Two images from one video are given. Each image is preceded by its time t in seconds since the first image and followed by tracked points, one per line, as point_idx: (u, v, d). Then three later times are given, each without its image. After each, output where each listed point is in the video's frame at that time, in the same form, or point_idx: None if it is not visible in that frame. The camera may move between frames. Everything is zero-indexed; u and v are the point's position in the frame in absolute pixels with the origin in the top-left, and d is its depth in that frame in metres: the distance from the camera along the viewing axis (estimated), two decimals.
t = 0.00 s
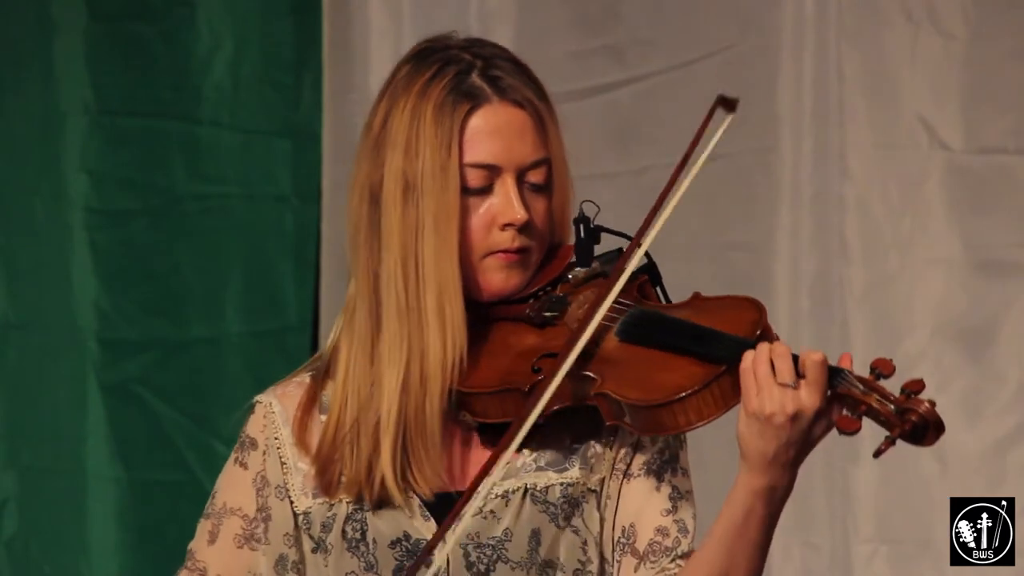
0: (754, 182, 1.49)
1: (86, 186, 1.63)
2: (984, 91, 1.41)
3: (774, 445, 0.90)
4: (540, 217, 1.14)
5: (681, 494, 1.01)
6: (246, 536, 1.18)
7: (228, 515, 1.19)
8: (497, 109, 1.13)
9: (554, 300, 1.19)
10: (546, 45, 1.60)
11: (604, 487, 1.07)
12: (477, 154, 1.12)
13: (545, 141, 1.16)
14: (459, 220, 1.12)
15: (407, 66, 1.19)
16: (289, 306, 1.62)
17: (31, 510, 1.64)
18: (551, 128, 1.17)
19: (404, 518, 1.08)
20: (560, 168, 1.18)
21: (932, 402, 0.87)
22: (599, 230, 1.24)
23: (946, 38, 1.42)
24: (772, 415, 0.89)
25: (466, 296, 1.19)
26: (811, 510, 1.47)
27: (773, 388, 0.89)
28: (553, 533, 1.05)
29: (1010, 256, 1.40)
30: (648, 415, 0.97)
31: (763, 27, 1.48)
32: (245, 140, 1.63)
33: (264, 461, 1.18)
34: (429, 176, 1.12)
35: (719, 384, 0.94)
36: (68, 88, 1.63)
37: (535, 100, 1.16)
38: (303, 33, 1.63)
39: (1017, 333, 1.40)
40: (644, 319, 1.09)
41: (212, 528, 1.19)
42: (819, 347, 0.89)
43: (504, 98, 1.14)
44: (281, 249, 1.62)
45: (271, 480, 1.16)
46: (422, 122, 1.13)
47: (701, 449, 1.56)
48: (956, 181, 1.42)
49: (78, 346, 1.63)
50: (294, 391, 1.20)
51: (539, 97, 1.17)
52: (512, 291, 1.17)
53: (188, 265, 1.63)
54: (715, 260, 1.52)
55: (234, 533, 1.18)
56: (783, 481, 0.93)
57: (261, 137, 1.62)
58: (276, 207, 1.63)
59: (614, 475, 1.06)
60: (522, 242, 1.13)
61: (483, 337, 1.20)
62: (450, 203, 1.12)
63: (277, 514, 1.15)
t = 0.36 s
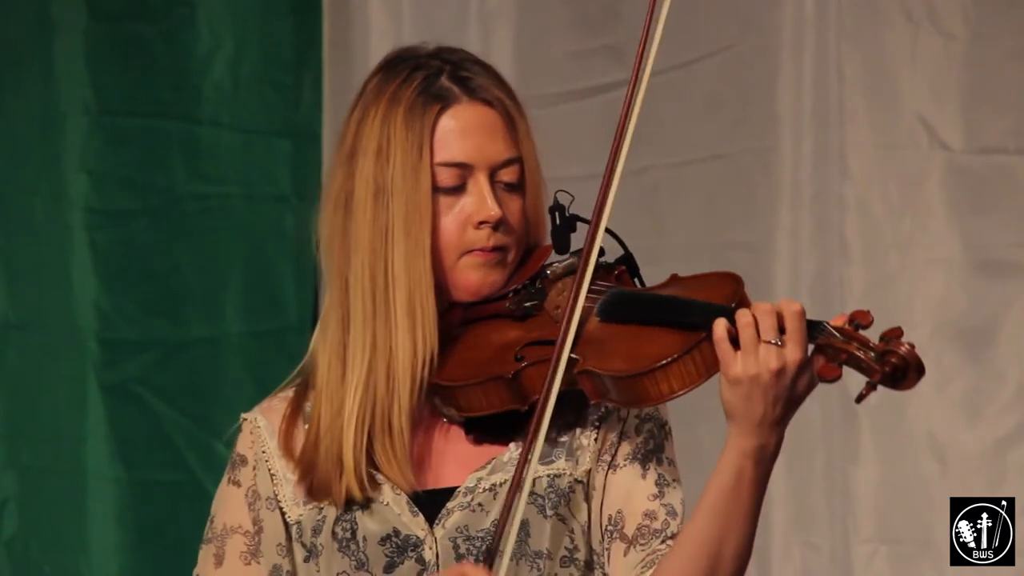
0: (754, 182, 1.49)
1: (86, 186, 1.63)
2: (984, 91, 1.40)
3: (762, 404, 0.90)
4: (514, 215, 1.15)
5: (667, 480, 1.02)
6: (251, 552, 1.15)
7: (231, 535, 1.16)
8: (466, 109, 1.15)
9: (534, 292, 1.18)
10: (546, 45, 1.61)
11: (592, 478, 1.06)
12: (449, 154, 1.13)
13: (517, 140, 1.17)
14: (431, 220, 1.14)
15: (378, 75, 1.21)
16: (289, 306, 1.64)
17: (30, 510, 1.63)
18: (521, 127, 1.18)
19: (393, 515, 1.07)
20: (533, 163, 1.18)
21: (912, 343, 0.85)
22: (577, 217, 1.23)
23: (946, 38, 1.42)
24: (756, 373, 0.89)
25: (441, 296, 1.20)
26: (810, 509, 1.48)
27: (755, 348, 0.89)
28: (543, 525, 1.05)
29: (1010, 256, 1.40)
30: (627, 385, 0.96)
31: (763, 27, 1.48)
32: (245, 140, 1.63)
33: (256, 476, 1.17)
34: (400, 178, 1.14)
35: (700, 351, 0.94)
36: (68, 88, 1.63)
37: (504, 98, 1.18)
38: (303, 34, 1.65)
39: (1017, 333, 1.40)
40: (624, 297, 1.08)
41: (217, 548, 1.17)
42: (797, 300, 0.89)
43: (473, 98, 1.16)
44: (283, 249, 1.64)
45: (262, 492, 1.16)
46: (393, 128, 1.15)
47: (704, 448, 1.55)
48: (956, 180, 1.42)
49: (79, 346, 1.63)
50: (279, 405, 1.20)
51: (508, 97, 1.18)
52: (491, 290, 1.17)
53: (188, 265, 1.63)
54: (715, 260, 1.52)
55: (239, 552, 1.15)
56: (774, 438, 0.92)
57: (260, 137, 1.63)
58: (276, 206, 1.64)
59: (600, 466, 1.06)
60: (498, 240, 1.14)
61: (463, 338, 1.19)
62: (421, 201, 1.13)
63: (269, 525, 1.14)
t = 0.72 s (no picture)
0: (754, 182, 1.49)
1: (86, 186, 1.62)
2: (984, 92, 1.40)
3: (771, 370, 0.90)
4: (516, 215, 1.14)
5: (673, 470, 1.01)
6: (251, 556, 1.16)
7: (231, 538, 1.16)
8: (466, 109, 1.15)
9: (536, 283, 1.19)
10: (546, 45, 1.61)
11: (597, 469, 1.07)
12: (448, 154, 1.13)
13: (517, 141, 1.16)
14: (431, 220, 1.13)
15: (376, 79, 1.21)
16: (289, 306, 1.65)
17: (31, 510, 1.63)
18: (521, 128, 1.17)
19: (398, 507, 1.07)
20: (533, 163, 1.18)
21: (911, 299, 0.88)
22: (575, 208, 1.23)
23: (946, 38, 1.42)
24: (763, 338, 0.89)
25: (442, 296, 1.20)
26: (810, 509, 1.48)
27: (760, 314, 0.90)
28: (547, 515, 1.05)
29: (1010, 256, 1.40)
30: (631, 360, 0.96)
31: (763, 27, 1.48)
32: (244, 140, 1.64)
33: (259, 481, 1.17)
34: (400, 181, 1.14)
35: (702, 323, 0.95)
36: (68, 88, 1.62)
37: (504, 99, 1.17)
38: (304, 35, 1.66)
39: (1017, 333, 1.40)
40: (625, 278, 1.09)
41: (216, 550, 1.17)
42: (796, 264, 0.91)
43: (472, 99, 1.16)
44: (284, 249, 1.64)
45: (265, 495, 1.15)
46: (392, 130, 1.15)
47: (703, 448, 1.56)
48: (956, 180, 1.42)
49: (79, 346, 1.62)
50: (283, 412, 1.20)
51: (507, 95, 1.18)
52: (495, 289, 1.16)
53: (188, 265, 1.63)
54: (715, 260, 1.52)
55: (238, 555, 1.16)
56: (783, 412, 0.91)
57: (260, 137, 1.64)
58: (276, 206, 1.64)
59: (605, 457, 1.06)
60: (501, 238, 1.13)
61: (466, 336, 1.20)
62: (421, 203, 1.13)
63: (271, 528, 1.14)
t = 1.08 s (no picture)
0: (754, 181, 1.49)
1: (86, 186, 1.63)
2: (984, 93, 1.41)
3: (801, 333, 0.91)
4: (538, 201, 1.15)
5: (693, 454, 1.01)
6: (257, 543, 1.17)
7: (236, 523, 1.17)
8: (491, 97, 1.15)
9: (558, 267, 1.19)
10: (546, 45, 1.61)
11: (614, 455, 1.07)
12: (474, 140, 1.14)
13: (539, 128, 1.18)
14: (457, 205, 1.14)
15: (398, 69, 1.21)
16: (289, 306, 1.63)
17: (30, 510, 1.63)
18: (544, 116, 1.19)
19: (416, 491, 1.07)
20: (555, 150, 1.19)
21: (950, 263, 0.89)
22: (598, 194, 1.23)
23: (946, 38, 1.42)
24: (797, 299, 0.91)
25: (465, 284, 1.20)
26: (810, 510, 1.47)
27: (795, 275, 0.91)
28: (564, 500, 1.05)
29: (1010, 256, 1.40)
30: (659, 332, 0.98)
31: (763, 27, 1.48)
32: (245, 140, 1.63)
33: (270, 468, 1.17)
34: (424, 166, 1.14)
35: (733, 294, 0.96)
36: (68, 88, 1.63)
37: (527, 86, 1.18)
38: (304, 35, 1.64)
39: (1017, 333, 1.40)
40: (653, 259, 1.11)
41: (220, 536, 1.18)
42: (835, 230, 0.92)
43: (496, 86, 1.16)
44: (282, 248, 1.63)
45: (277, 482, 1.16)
46: (416, 115, 1.15)
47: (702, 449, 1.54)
48: (957, 180, 1.42)
49: (79, 346, 1.63)
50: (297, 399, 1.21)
51: (530, 85, 1.19)
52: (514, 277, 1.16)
53: (187, 265, 1.63)
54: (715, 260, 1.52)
55: (243, 542, 1.17)
56: (811, 373, 0.93)
57: (261, 137, 1.63)
58: (276, 206, 1.63)
59: (624, 442, 1.06)
60: (523, 224, 1.13)
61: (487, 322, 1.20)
62: (447, 186, 1.13)
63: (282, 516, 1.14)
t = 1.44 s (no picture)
0: (754, 181, 1.49)
1: (86, 186, 1.63)
2: (984, 93, 1.41)
3: (797, 380, 0.90)
4: (554, 200, 1.16)
5: (696, 473, 1.02)
6: (250, 527, 1.17)
7: (232, 506, 1.17)
8: (511, 94, 1.15)
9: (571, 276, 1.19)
10: (546, 45, 1.61)
11: (621, 470, 1.06)
12: (492, 137, 1.13)
13: (557, 128, 1.18)
14: (473, 204, 1.14)
15: (418, 60, 1.21)
16: (289, 306, 1.63)
17: (31, 510, 1.63)
18: (562, 115, 1.19)
19: (420, 500, 1.07)
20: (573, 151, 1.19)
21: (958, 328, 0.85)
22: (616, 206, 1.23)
23: (946, 38, 1.42)
24: (794, 346, 0.90)
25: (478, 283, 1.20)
26: (810, 509, 1.47)
27: (796, 321, 0.90)
28: (568, 514, 1.05)
29: (1009, 256, 1.40)
30: (665, 368, 0.97)
31: (763, 26, 1.48)
32: (245, 140, 1.63)
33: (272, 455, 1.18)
34: (442, 162, 1.14)
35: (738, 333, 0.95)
36: (67, 88, 1.63)
37: (546, 85, 1.18)
38: (304, 35, 1.64)
39: (1016, 333, 1.40)
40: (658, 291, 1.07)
41: (215, 519, 1.18)
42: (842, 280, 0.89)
43: (515, 84, 1.16)
44: (282, 248, 1.63)
45: (280, 473, 1.16)
46: (436, 110, 1.15)
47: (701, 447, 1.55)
48: (957, 180, 1.42)
49: (79, 346, 1.63)
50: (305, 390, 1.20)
51: (550, 83, 1.19)
52: (526, 278, 1.18)
53: (188, 265, 1.63)
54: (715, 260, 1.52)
55: (236, 524, 1.17)
56: (806, 422, 0.92)
57: (261, 137, 1.63)
58: (276, 207, 1.63)
59: (630, 456, 1.05)
60: (538, 225, 1.14)
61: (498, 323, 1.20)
62: (464, 184, 1.13)
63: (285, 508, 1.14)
